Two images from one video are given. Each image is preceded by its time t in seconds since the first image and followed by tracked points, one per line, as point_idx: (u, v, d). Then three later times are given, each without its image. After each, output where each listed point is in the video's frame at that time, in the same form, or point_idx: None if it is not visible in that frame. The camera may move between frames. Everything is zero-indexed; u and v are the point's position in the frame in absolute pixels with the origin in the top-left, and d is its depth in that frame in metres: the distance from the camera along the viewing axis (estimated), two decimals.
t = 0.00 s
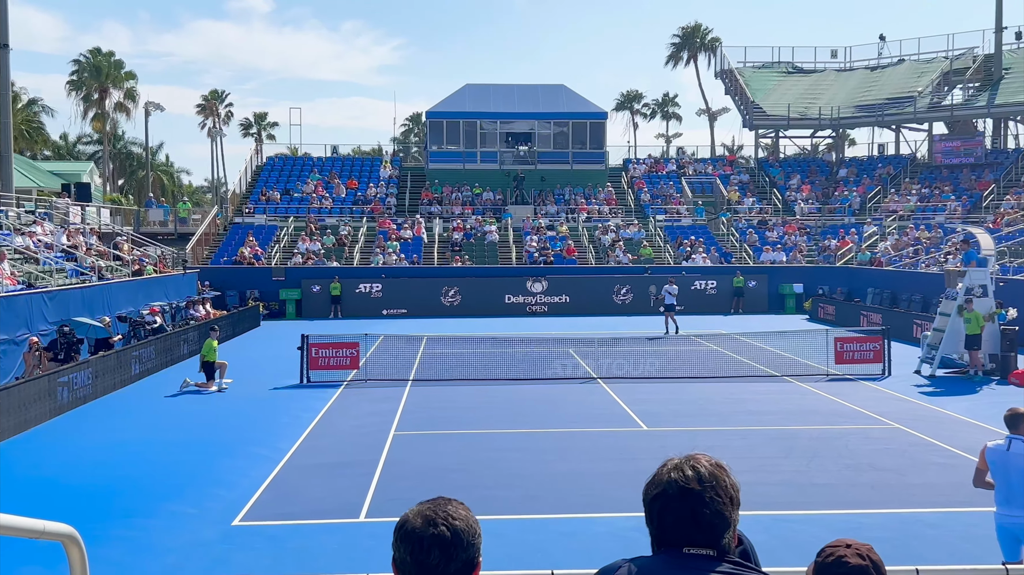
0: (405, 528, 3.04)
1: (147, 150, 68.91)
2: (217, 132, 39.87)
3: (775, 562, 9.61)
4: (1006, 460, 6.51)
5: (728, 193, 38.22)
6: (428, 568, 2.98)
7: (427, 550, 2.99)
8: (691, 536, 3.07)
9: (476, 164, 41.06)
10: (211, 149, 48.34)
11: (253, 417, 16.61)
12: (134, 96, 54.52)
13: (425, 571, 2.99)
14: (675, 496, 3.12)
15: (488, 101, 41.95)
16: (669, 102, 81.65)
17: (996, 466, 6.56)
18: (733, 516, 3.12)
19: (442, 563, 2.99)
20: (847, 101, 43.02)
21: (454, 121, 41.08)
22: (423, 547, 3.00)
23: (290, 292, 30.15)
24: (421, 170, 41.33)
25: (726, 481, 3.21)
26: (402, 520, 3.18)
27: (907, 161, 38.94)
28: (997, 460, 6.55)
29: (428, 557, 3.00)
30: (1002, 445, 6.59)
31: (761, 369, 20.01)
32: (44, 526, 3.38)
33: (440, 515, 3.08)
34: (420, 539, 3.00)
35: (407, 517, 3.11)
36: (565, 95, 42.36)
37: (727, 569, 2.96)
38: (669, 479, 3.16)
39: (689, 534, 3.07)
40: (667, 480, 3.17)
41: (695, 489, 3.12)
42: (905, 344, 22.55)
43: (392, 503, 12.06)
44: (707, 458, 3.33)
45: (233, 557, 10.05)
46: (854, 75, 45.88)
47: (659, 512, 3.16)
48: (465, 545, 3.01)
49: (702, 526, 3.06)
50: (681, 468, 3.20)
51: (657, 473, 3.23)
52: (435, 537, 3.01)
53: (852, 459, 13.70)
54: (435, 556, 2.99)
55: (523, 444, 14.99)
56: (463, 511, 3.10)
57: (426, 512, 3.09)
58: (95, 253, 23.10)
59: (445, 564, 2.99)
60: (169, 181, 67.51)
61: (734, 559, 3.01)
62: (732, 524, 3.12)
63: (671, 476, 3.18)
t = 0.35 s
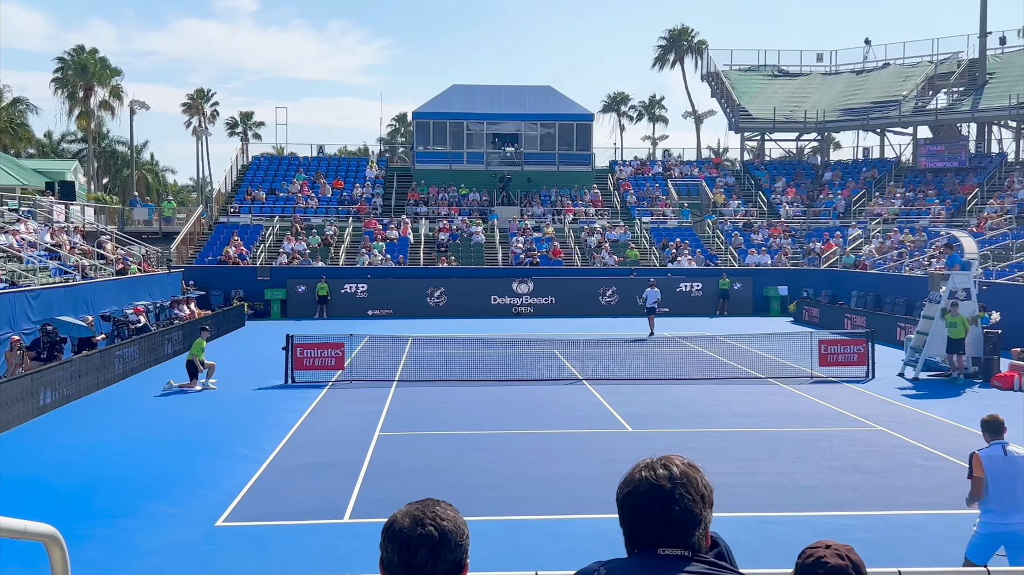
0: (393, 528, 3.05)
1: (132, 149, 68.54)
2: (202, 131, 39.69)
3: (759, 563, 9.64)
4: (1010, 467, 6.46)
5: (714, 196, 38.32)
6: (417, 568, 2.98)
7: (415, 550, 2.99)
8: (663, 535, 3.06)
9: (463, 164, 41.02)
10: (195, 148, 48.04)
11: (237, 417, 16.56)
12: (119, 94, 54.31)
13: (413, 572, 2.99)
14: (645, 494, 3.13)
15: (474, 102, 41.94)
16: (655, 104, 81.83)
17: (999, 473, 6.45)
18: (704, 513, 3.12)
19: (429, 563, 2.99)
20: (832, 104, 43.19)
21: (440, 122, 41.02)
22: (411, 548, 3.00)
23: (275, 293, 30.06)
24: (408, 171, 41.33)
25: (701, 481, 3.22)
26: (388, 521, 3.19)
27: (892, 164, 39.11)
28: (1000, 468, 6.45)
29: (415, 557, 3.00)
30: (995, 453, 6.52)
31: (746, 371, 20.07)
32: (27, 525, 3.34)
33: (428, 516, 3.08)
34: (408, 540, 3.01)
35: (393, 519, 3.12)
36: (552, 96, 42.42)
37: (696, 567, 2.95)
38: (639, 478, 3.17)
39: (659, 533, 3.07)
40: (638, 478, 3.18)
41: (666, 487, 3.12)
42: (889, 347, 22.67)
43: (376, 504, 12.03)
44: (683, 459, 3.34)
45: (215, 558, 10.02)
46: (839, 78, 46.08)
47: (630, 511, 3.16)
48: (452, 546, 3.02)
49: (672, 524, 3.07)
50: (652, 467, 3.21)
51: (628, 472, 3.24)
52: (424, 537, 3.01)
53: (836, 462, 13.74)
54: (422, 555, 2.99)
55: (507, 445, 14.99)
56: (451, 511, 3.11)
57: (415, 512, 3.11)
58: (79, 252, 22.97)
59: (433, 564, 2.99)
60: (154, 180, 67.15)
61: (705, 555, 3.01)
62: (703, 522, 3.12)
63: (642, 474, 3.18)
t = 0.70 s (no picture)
0: (377, 530, 3.05)
1: (113, 146, 68.06)
2: (184, 129, 39.43)
3: (739, 564, 9.66)
4: (955, 469, 6.51)
5: (696, 198, 38.47)
6: (399, 570, 2.99)
7: (399, 552, 3.00)
8: (630, 538, 3.03)
9: (446, 164, 40.99)
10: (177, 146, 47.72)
11: (218, 417, 16.47)
12: (100, 92, 53.92)
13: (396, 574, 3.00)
14: (612, 498, 3.08)
15: (458, 102, 41.91)
16: (638, 105, 82.06)
17: (948, 474, 6.49)
18: (670, 516, 3.11)
19: (413, 565, 3.00)
20: (814, 107, 43.43)
21: (424, 121, 40.90)
22: (395, 550, 3.01)
23: (257, 292, 29.96)
24: (391, 170, 41.32)
25: (665, 484, 3.20)
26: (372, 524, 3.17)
27: (873, 167, 39.36)
28: (948, 469, 6.50)
29: (399, 560, 3.00)
30: (941, 454, 6.56)
31: (728, 373, 20.14)
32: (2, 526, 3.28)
33: (411, 518, 3.09)
34: (392, 542, 3.01)
35: (377, 521, 3.11)
36: (536, 97, 42.45)
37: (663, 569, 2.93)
38: (606, 481, 3.13)
39: (627, 535, 3.03)
40: (604, 481, 3.14)
41: (633, 489, 3.09)
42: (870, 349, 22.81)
43: (358, 505, 11.99)
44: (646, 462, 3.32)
45: (195, 558, 9.96)
46: (821, 81, 46.34)
47: (597, 514, 3.11)
48: (436, 548, 3.03)
49: (640, 526, 3.03)
50: (616, 471, 3.17)
51: (591, 475, 3.19)
52: (408, 539, 3.02)
53: (816, 463, 13.80)
54: (406, 558, 2.99)
55: (489, 445, 14.99)
56: (434, 515, 3.12)
57: (399, 514, 3.11)
58: (59, 250, 22.78)
59: (416, 566, 2.99)
60: (134, 178, 66.61)
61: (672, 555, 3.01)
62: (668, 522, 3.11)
63: (608, 477, 3.15)
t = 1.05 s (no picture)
0: (356, 529, 3.01)
1: (94, 143, 67.59)
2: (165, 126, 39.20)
3: (717, 563, 9.70)
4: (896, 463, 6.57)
5: (679, 197, 38.62)
6: (379, 568, 2.95)
7: (378, 550, 2.95)
8: (598, 535, 2.85)
9: (429, 163, 40.91)
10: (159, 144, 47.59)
11: (198, 416, 16.38)
12: (81, 88, 53.52)
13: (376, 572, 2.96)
14: (582, 493, 2.88)
15: (441, 100, 41.95)
16: (621, 105, 82.24)
17: (892, 467, 6.53)
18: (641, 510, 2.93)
19: (392, 563, 2.96)
20: (796, 108, 43.64)
21: (406, 119, 40.89)
22: (374, 547, 2.96)
23: (238, 290, 29.92)
24: (374, 168, 41.31)
25: (633, 473, 2.99)
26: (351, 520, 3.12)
27: (853, 169, 39.62)
28: (893, 462, 6.53)
29: (377, 554, 2.96)
30: (885, 447, 6.59)
31: (710, 372, 20.20)
32: None
33: (391, 516, 3.04)
34: (371, 540, 2.97)
35: (356, 519, 3.07)
36: (519, 96, 42.53)
37: (633, 569, 2.75)
38: (574, 474, 2.91)
39: (596, 534, 2.85)
40: (572, 474, 2.91)
41: (602, 483, 2.88)
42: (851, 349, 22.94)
43: (339, 504, 11.95)
44: (613, 449, 3.10)
45: (173, 558, 9.91)
46: (803, 83, 46.57)
47: (567, 509, 2.90)
48: (416, 546, 2.99)
49: (611, 523, 2.85)
50: (584, 462, 2.94)
51: (557, 467, 2.96)
52: (387, 537, 2.97)
53: (796, 462, 13.87)
54: (386, 553, 2.95)
55: (471, 444, 14.98)
56: (414, 511, 3.07)
57: (378, 512, 3.06)
58: (39, 247, 22.61)
59: (395, 564, 2.96)
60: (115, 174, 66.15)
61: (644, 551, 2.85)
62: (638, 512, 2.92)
63: (577, 470, 2.92)
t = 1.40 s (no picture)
0: (357, 553, 2.91)
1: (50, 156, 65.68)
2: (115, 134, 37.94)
3: None
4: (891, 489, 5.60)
5: (664, 208, 37.75)
6: None
7: None
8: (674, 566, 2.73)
9: (398, 170, 40.03)
10: (117, 156, 46.18)
11: (153, 442, 15.22)
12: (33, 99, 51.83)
13: None
14: (671, 528, 2.75)
15: (409, 103, 41.18)
16: (597, 112, 81.40)
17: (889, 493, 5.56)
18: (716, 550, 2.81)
19: None
20: (786, 113, 42.82)
21: (374, 124, 40.13)
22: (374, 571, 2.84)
23: (194, 307, 28.83)
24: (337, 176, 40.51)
25: (707, 514, 2.90)
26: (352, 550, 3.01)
27: (849, 177, 38.86)
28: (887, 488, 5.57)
29: None
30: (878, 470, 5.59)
31: (697, 393, 19.16)
32: None
33: (393, 543, 2.94)
34: (370, 565, 2.85)
35: (360, 544, 2.97)
36: (493, 103, 41.87)
37: None
38: (660, 507, 2.79)
39: (673, 564, 2.73)
40: (653, 508, 2.80)
41: (691, 521, 2.77)
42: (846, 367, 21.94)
43: (308, 534, 10.83)
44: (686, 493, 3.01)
45: None
46: (795, 85, 45.70)
47: (641, 543, 2.76)
48: None
49: (691, 555, 2.73)
50: (666, 496, 2.85)
51: (643, 500, 2.83)
52: (386, 562, 2.86)
53: (793, 488, 12.81)
54: None
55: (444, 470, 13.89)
56: (418, 542, 2.96)
57: (382, 539, 2.97)
58: None
59: None
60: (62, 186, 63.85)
61: None
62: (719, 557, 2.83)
63: (658, 504, 2.81)
